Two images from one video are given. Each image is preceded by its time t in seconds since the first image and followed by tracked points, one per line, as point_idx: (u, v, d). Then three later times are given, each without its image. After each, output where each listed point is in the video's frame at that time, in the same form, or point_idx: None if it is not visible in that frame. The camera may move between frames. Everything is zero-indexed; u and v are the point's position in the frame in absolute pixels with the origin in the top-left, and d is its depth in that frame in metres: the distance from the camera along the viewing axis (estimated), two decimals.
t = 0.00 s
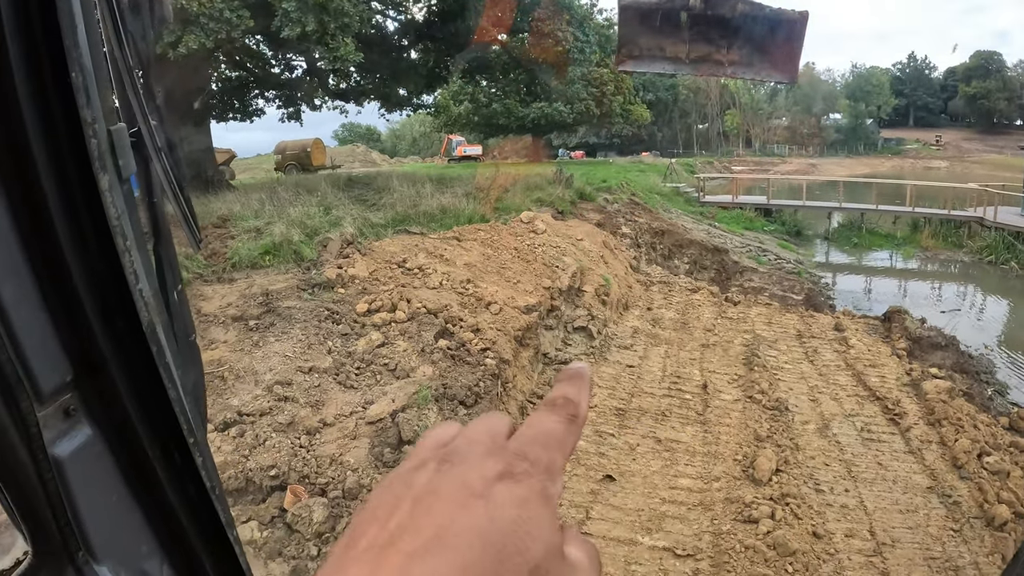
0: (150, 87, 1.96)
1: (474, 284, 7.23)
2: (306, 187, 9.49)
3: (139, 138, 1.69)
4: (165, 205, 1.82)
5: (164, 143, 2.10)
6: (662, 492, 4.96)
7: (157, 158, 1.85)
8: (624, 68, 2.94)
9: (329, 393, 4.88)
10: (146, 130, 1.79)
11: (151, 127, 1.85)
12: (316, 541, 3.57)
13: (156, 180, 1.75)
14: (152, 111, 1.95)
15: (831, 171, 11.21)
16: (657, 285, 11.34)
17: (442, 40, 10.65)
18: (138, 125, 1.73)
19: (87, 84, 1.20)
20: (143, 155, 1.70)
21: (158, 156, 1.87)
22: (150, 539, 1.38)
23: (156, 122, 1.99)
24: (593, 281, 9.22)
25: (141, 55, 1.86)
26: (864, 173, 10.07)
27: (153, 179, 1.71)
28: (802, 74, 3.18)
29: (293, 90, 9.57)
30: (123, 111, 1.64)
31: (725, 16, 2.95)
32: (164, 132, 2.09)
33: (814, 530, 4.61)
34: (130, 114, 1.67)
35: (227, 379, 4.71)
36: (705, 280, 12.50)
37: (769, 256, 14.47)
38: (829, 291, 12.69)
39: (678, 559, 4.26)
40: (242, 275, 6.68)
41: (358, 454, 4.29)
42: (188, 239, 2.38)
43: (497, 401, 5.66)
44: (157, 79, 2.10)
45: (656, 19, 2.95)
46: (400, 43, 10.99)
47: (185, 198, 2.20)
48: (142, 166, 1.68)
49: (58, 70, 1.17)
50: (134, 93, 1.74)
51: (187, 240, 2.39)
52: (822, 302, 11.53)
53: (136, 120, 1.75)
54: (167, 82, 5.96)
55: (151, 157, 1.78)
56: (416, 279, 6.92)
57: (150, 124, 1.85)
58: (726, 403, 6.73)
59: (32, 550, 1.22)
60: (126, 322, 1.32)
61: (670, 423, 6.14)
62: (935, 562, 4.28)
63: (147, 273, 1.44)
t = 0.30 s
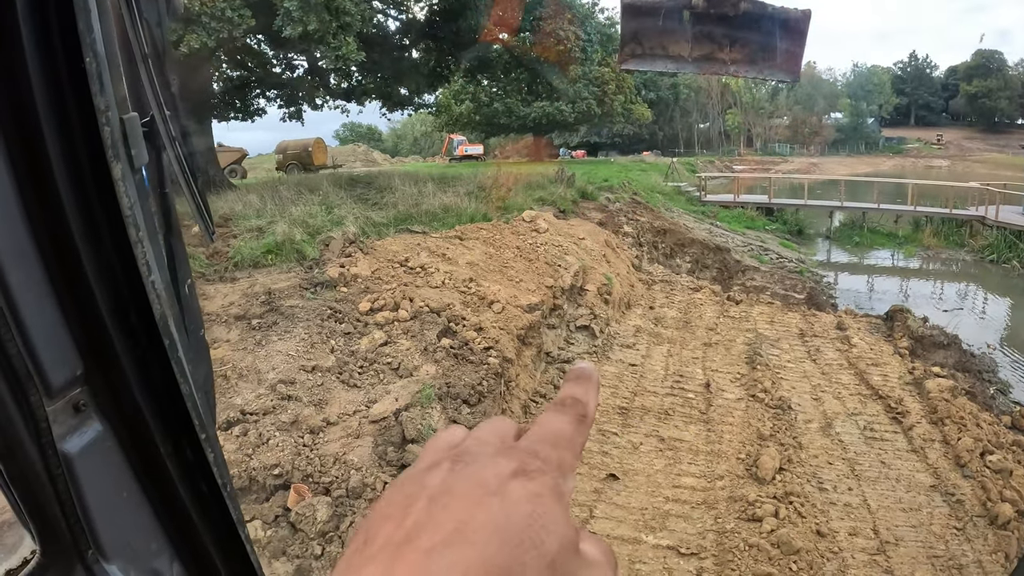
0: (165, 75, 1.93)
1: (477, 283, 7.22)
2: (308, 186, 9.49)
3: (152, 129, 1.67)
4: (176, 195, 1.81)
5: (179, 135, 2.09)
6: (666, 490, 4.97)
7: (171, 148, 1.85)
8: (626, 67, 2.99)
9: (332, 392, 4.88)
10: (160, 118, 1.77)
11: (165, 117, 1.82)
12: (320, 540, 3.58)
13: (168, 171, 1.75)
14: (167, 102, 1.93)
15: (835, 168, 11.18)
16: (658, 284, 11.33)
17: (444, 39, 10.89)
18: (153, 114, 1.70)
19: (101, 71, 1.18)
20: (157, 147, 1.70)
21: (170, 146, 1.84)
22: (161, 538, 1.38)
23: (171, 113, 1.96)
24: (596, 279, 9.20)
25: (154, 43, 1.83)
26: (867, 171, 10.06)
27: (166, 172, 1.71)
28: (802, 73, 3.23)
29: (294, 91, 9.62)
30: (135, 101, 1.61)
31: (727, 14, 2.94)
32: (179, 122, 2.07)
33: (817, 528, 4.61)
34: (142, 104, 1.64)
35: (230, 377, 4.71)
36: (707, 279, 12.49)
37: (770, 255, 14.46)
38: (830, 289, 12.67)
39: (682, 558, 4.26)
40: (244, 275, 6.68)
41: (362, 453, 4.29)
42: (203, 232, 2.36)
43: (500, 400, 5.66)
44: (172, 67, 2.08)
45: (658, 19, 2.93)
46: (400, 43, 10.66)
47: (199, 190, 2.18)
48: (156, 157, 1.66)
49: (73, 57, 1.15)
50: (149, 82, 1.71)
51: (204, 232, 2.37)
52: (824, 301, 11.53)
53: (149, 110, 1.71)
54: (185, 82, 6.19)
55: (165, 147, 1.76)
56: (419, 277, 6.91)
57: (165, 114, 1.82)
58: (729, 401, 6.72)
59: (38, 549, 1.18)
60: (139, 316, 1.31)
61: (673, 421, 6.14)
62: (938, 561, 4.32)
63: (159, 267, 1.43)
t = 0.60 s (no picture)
0: (168, 72, 1.92)
1: (477, 283, 7.21)
2: (307, 186, 9.50)
3: (154, 126, 1.67)
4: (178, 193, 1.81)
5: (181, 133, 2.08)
6: (665, 490, 4.97)
7: (173, 145, 1.84)
8: (625, 66, 3.01)
9: (332, 392, 4.87)
10: (162, 116, 1.76)
11: (167, 114, 1.82)
12: (320, 540, 3.58)
13: (170, 170, 1.75)
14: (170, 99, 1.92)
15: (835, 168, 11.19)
16: (658, 285, 11.33)
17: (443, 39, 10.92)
18: (155, 112, 1.70)
19: (106, 67, 1.18)
20: (160, 144, 1.69)
21: (173, 143, 1.84)
22: (162, 537, 1.38)
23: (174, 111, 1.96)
24: (595, 280, 9.20)
25: (158, 38, 1.82)
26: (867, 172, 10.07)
27: (168, 169, 1.70)
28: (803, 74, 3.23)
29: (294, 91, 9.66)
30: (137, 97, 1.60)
31: (727, 15, 2.93)
32: (181, 119, 2.06)
33: (816, 528, 4.61)
34: (145, 100, 1.63)
35: (230, 377, 4.71)
36: (707, 279, 12.48)
37: (770, 256, 14.46)
38: (830, 290, 12.67)
39: (681, 558, 4.26)
40: (243, 274, 6.68)
41: (362, 453, 4.28)
42: (203, 230, 2.35)
43: (500, 400, 5.65)
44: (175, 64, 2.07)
45: (657, 19, 2.93)
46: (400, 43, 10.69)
47: (201, 188, 2.17)
48: (158, 155, 1.65)
49: (76, 53, 1.14)
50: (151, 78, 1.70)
51: (205, 230, 2.37)
52: (823, 301, 11.52)
53: (151, 107, 1.71)
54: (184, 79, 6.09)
55: (167, 144, 1.75)
56: (419, 277, 6.90)
57: (167, 111, 1.82)
58: (729, 402, 6.71)
59: (39, 548, 1.18)
60: (141, 315, 1.31)
61: (673, 421, 6.15)
62: (938, 561, 4.36)
63: (162, 265, 1.43)
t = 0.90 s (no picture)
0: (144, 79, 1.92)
1: (474, 284, 7.20)
2: (304, 187, 9.49)
3: (133, 130, 1.68)
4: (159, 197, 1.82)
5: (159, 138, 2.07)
6: (661, 492, 4.96)
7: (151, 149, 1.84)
8: (624, 68, 2.99)
9: (328, 392, 4.85)
10: (139, 120, 1.76)
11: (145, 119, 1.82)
12: (314, 540, 3.54)
13: (150, 175, 1.75)
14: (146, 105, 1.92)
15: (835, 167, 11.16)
16: (656, 285, 11.32)
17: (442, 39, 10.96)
18: (134, 118, 1.71)
19: (79, 72, 1.20)
20: (138, 149, 1.69)
21: (150, 149, 1.83)
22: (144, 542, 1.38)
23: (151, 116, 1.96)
24: (593, 281, 9.18)
25: (134, 46, 1.82)
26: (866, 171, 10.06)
27: (147, 174, 1.70)
28: (801, 74, 3.20)
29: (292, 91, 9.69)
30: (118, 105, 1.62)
31: (726, 15, 2.89)
32: (156, 123, 2.05)
33: (812, 531, 4.59)
34: (126, 108, 1.65)
35: (226, 377, 4.71)
36: (705, 280, 12.46)
37: (769, 256, 14.45)
38: (828, 291, 12.66)
39: (678, 560, 4.24)
40: (240, 274, 6.67)
41: (357, 454, 4.23)
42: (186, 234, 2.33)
43: (496, 401, 5.63)
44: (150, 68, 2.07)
45: (655, 19, 2.93)
46: (400, 42, 10.67)
47: (179, 195, 2.16)
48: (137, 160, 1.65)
49: (51, 60, 1.16)
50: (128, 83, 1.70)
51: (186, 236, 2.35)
52: (822, 302, 11.50)
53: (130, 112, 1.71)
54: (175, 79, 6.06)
55: (145, 150, 1.75)
56: (416, 278, 6.88)
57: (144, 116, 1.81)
58: (726, 403, 6.69)
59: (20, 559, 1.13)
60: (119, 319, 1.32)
61: (670, 422, 6.14)
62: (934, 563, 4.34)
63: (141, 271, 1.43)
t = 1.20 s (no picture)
0: (145, 78, 1.91)
1: (473, 284, 7.21)
2: (303, 187, 9.50)
3: (134, 130, 1.69)
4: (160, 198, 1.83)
5: (161, 139, 2.09)
6: (660, 493, 4.96)
7: (153, 150, 1.86)
8: (625, 68, 2.93)
9: (327, 392, 4.85)
10: (141, 121, 1.77)
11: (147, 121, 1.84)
12: (313, 541, 3.52)
13: (151, 176, 1.76)
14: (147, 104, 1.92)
15: (836, 166, 11.16)
16: (655, 286, 11.33)
17: (442, 40, 10.85)
18: (135, 118, 1.72)
19: (81, 74, 1.21)
20: (139, 149, 1.70)
21: (153, 150, 1.84)
22: (144, 540, 1.37)
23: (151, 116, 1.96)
24: (592, 281, 9.17)
25: (135, 46, 1.82)
26: (867, 171, 10.05)
27: (147, 175, 1.71)
28: (800, 75, 3.22)
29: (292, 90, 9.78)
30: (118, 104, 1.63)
31: (726, 16, 2.89)
32: (159, 123, 2.06)
33: (811, 531, 4.59)
34: (126, 107, 1.66)
35: (225, 377, 4.73)
36: (704, 280, 12.46)
37: (768, 257, 14.44)
38: (827, 291, 12.67)
39: (676, 560, 4.25)
40: (240, 274, 6.68)
41: (356, 454, 4.23)
42: (188, 236, 2.36)
43: (495, 401, 5.62)
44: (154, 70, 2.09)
45: (655, 18, 2.92)
46: (399, 43, 10.51)
47: (179, 194, 2.15)
48: (137, 161, 1.67)
49: (53, 60, 1.17)
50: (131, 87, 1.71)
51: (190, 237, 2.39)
52: (821, 303, 11.51)
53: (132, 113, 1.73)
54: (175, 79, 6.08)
55: (146, 150, 1.77)
56: (415, 278, 6.88)
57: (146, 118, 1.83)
58: (724, 404, 6.70)
59: (21, 546, 1.09)
60: (118, 317, 1.31)
61: (669, 423, 6.16)
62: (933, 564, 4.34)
63: (141, 267, 1.43)
